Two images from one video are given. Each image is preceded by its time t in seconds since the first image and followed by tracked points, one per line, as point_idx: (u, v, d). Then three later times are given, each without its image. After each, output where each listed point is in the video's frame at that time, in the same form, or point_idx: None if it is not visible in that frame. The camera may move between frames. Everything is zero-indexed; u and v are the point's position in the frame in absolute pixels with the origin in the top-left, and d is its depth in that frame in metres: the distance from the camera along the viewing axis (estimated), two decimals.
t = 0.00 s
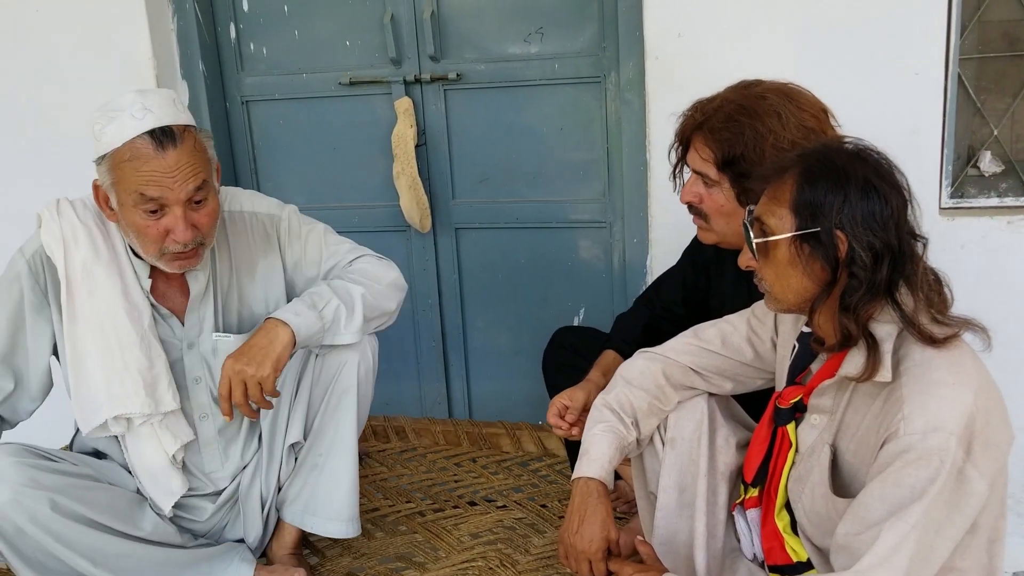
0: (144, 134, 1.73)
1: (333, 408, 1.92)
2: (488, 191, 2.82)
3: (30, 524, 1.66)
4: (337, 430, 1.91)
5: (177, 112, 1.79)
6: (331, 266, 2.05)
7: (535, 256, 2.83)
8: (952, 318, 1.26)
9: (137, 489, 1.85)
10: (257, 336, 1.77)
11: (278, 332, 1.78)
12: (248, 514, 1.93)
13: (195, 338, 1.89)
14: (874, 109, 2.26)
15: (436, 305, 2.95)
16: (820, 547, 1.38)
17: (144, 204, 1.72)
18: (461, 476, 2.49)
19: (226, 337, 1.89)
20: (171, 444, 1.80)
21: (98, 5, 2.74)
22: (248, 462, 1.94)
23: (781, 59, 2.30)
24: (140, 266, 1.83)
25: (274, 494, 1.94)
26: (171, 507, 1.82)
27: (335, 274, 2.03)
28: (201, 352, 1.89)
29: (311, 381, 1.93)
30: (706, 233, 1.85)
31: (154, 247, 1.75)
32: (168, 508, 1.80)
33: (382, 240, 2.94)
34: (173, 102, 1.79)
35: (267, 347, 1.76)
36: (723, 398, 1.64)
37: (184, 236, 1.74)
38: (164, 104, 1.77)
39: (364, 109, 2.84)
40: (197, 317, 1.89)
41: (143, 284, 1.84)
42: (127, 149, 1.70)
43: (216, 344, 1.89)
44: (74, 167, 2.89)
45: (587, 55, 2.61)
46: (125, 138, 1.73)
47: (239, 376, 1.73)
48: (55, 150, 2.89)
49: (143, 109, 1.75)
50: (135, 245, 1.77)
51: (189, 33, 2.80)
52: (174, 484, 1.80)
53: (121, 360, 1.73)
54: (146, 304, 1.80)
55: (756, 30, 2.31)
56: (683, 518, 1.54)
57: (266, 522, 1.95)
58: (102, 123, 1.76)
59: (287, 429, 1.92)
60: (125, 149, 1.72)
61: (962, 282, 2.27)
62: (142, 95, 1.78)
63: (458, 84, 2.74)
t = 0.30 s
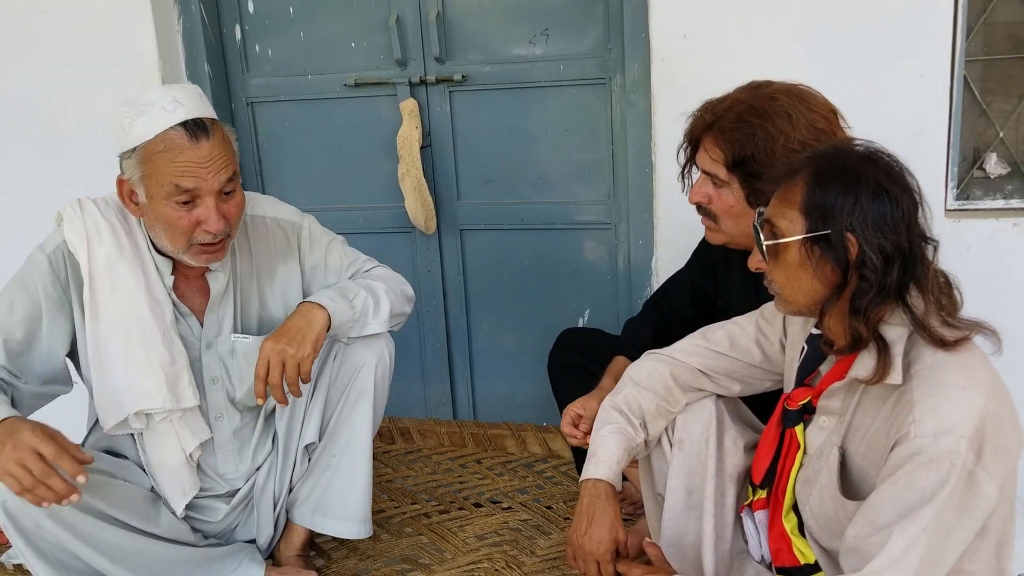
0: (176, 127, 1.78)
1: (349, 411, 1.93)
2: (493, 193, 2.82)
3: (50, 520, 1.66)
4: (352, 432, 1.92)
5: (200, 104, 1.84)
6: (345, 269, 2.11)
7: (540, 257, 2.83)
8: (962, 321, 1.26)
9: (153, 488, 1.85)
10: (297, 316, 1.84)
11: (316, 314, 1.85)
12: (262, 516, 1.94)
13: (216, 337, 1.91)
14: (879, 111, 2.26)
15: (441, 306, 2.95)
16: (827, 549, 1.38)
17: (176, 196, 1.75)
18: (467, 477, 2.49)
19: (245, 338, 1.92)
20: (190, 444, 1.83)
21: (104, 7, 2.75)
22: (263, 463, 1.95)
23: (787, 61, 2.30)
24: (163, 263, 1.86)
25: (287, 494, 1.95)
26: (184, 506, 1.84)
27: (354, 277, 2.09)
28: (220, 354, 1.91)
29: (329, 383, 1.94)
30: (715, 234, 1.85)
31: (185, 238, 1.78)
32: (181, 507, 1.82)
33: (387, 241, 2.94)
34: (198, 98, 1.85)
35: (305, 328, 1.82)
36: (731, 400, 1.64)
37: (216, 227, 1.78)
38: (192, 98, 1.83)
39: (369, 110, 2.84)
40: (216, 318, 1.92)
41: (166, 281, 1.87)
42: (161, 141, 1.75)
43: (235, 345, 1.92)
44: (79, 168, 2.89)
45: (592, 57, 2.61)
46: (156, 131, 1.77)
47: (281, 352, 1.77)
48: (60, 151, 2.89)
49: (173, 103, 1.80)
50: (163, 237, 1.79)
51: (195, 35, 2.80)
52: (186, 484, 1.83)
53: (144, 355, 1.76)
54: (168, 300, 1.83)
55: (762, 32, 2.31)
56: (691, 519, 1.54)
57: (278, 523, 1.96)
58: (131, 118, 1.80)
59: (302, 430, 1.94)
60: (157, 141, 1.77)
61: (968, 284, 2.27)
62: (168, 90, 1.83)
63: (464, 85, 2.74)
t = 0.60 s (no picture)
0: (180, 129, 1.78)
1: (351, 412, 1.91)
2: (496, 193, 2.82)
3: (53, 521, 1.67)
4: (355, 434, 1.91)
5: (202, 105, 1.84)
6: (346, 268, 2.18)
7: (542, 257, 2.83)
8: (967, 323, 1.26)
9: (156, 488, 1.85)
10: (303, 289, 1.92)
11: (321, 296, 1.93)
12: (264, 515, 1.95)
13: (222, 337, 1.94)
14: (883, 112, 2.26)
15: (444, 307, 2.95)
16: (832, 551, 1.38)
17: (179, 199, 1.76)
18: (469, 478, 2.49)
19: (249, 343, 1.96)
20: (191, 443, 1.81)
21: (108, 8, 2.75)
22: (264, 464, 1.98)
23: (790, 62, 2.30)
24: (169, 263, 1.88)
25: (290, 496, 1.95)
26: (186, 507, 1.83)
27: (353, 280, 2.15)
28: (224, 357, 1.94)
29: (330, 385, 1.91)
30: (719, 236, 1.84)
31: (187, 240, 1.79)
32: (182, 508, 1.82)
33: (390, 242, 2.94)
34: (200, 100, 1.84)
35: (306, 304, 1.90)
36: (735, 401, 1.64)
37: (218, 230, 1.79)
38: (196, 100, 1.83)
39: (372, 111, 2.84)
40: (221, 322, 1.94)
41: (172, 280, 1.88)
42: (164, 144, 1.75)
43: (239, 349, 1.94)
44: (82, 168, 2.89)
45: (594, 57, 2.61)
46: (161, 134, 1.77)
47: (279, 318, 1.86)
48: (63, 151, 2.89)
49: (177, 105, 1.80)
50: (166, 239, 1.80)
51: (198, 35, 2.81)
52: (186, 487, 1.82)
53: (152, 356, 1.78)
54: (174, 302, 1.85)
55: (765, 33, 2.31)
56: (695, 521, 1.54)
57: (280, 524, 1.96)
58: (135, 120, 1.80)
59: (305, 431, 1.93)
60: (161, 144, 1.77)
61: (971, 284, 2.27)
62: (173, 92, 1.83)
63: (466, 86, 2.74)
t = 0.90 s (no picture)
0: (155, 124, 1.80)
1: (356, 412, 1.92)
2: (499, 193, 2.82)
3: (58, 522, 1.67)
4: (360, 433, 1.91)
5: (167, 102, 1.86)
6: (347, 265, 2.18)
7: (545, 257, 2.83)
8: (973, 323, 1.26)
9: (162, 489, 1.85)
10: (301, 287, 1.96)
11: (318, 289, 1.97)
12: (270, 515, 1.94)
13: (226, 345, 1.93)
14: (885, 112, 2.26)
15: (447, 307, 2.95)
16: (839, 550, 1.38)
17: (184, 187, 1.78)
18: (474, 478, 2.49)
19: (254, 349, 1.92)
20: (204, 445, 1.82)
21: (111, 8, 2.75)
22: (270, 466, 1.96)
23: (793, 62, 2.31)
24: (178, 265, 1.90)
25: (295, 495, 1.94)
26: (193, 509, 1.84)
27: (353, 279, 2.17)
28: (230, 362, 1.94)
29: (335, 383, 1.91)
30: (722, 236, 1.85)
31: (205, 226, 1.80)
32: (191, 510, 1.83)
33: (393, 242, 2.94)
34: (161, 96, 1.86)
35: (306, 300, 1.94)
36: (741, 401, 1.64)
37: (230, 204, 1.81)
38: (160, 96, 1.85)
39: (375, 111, 2.85)
40: (227, 326, 1.93)
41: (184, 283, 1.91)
42: (148, 141, 1.77)
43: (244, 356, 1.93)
44: (86, 169, 2.89)
45: (598, 58, 2.61)
46: (138, 138, 1.79)
47: (286, 323, 1.91)
48: (67, 152, 2.89)
49: (141, 105, 1.81)
50: (185, 236, 1.80)
51: (201, 35, 2.81)
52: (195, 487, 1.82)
53: (165, 359, 1.81)
54: (186, 304, 1.88)
55: (768, 33, 2.31)
56: (701, 521, 1.55)
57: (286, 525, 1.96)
58: (112, 134, 1.81)
59: (310, 431, 1.92)
60: (144, 145, 1.79)
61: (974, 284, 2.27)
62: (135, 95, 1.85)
63: (469, 86, 2.75)
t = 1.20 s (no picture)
0: (144, 131, 1.77)
1: (363, 411, 1.92)
2: (504, 193, 2.82)
3: (64, 520, 1.67)
4: (366, 432, 1.91)
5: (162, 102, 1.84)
6: (349, 261, 2.18)
7: (550, 257, 2.83)
8: (984, 322, 1.26)
9: (168, 488, 1.84)
10: (298, 296, 1.96)
11: (312, 295, 1.96)
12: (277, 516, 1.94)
13: (240, 338, 1.93)
14: (891, 112, 2.26)
15: (452, 307, 2.95)
16: (849, 550, 1.38)
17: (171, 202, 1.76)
18: (479, 477, 2.49)
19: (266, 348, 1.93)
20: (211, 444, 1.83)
21: (116, 7, 2.75)
22: (275, 463, 1.95)
23: (799, 62, 2.30)
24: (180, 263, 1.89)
25: (302, 494, 1.95)
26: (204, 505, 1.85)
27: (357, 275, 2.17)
28: (241, 355, 1.93)
29: (342, 382, 1.91)
30: (730, 236, 1.84)
31: (191, 240, 1.80)
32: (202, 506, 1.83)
33: (398, 242, 2.94)
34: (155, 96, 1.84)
35: (305, 308, 1.94)
36: (749, 401, 1.64)
37: (217, 221, 1.79)
38: (151, 99, 1.81)
39: (380, 111, 2.85)
40: (238, 324, 1.93)
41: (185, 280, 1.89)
42: (136, 151, 1.74)
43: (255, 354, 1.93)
44: (91, 169, 2.89)
45: (603, 57, 2.61)
46: (128, 144, 1.77)
47: (290, 336, 1.91)
48: (72, 152, 2.89)
49: (133, 109, 1.78)
50: (173, 245, 1.82)
51: (206, 35, 2.81)
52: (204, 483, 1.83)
53: (170, 357, 1.81)
54: (189, 302, 1.87)
55: (774, 32, 2.31)
56: (710, 520, 1.54)
57: (292, 525, 1.96)
58: (101, 138, 1.80)
59: (317, 429, 1.92)
60: (133, 153, 1.76)
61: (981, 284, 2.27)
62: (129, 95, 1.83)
63: (475, 86, 2.74)
